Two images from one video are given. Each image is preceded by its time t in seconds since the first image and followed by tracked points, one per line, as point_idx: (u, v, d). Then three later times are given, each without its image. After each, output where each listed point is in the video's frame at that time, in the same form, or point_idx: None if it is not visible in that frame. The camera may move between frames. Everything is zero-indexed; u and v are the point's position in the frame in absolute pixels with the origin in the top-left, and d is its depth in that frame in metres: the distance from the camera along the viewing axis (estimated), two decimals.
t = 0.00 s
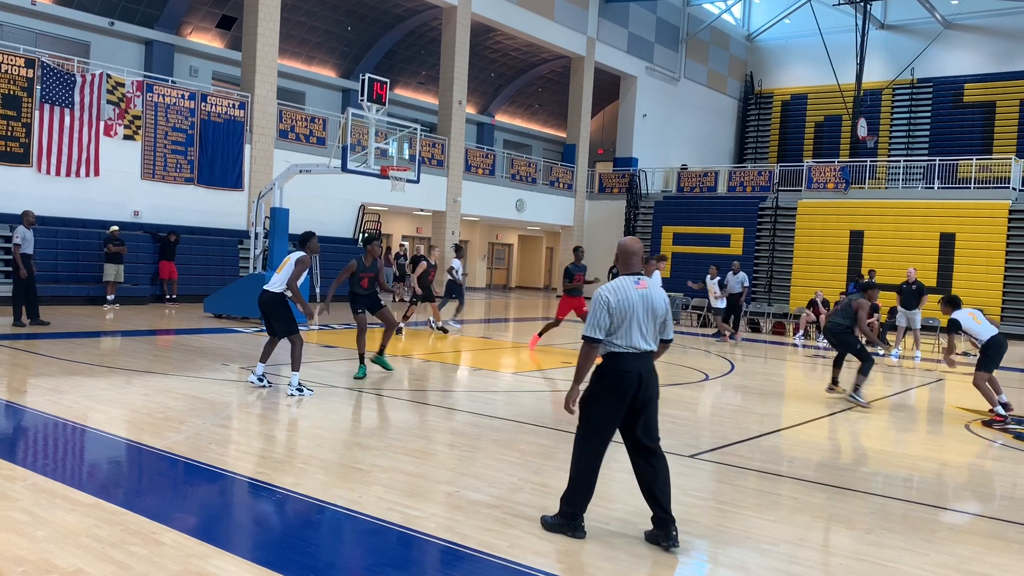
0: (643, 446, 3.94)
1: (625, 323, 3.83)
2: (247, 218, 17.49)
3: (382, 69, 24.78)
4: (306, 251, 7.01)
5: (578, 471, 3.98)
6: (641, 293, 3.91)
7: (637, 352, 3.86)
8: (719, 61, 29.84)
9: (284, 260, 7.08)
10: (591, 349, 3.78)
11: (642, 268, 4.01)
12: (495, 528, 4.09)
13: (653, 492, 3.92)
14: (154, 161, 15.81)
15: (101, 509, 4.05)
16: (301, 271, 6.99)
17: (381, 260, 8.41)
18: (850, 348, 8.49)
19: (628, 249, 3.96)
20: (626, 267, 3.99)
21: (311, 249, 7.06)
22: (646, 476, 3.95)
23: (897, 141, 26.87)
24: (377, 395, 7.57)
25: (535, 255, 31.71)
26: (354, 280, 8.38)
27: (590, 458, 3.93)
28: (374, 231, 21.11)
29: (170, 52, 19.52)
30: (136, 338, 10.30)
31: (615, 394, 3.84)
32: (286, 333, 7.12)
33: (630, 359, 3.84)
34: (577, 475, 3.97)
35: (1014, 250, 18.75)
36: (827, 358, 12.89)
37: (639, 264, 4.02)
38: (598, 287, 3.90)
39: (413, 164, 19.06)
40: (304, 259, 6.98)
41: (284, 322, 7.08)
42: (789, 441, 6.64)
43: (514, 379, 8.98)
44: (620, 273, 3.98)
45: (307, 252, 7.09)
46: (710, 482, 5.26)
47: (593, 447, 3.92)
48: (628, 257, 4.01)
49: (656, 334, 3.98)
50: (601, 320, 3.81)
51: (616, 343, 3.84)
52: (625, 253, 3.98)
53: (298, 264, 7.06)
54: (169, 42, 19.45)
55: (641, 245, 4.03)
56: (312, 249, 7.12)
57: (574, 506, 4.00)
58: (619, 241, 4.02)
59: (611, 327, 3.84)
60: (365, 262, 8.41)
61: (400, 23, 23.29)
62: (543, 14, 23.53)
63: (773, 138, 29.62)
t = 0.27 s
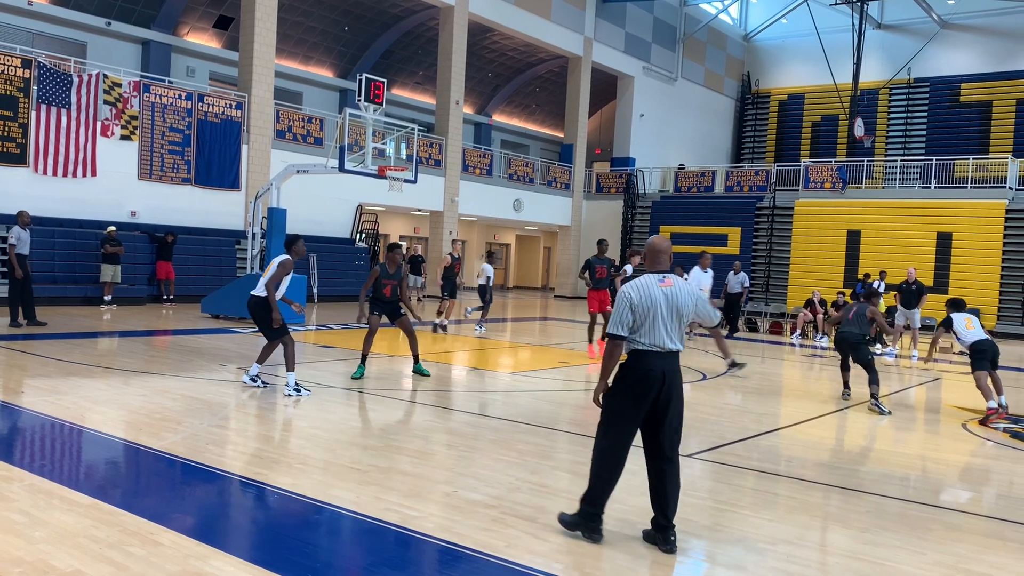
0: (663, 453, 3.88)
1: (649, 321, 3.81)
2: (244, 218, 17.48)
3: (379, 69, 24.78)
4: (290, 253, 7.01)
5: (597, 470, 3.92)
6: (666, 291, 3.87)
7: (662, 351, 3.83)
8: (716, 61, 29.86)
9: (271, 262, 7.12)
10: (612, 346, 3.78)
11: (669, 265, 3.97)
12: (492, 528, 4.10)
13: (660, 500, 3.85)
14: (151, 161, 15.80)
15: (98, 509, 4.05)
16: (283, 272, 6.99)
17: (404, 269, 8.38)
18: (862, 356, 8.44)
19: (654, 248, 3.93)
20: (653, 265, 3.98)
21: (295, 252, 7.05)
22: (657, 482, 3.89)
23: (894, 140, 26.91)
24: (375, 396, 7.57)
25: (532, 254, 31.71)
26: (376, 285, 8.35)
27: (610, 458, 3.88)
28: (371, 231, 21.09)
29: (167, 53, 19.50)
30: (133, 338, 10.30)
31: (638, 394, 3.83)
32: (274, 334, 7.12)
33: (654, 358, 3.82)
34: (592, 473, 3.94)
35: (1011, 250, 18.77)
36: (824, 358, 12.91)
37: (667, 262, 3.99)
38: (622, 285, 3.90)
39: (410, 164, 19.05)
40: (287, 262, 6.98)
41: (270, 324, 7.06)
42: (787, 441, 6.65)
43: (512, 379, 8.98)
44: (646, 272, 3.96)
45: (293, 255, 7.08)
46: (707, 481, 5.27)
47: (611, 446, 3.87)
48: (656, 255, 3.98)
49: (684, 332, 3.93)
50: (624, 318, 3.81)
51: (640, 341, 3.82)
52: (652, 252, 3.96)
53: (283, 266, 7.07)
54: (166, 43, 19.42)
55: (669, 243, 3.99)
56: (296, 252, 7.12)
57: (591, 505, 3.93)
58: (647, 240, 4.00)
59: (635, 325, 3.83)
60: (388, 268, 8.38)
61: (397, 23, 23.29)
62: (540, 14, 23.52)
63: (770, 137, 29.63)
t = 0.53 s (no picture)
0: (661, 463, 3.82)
1: (661, 324, 3.74)
2: (241, 219, 17.46)
3: (376, 69, 24.76)
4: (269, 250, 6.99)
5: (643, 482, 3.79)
6: (680, 294, 3.79)
7: (676, 353, 3.77)
8: (714, 61, 29.89)
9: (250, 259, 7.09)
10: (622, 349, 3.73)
11: (685, 266, 3.88)
12: (490, 528, 4.09)
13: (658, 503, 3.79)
14: (148, 161, 15.78)
15: (95, 510, 4.04)
16: (262, 269, 6.97)
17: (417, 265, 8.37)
18: (845, 341, 8.83)
19: (669, 249, 3.85)
20: (668, 266, 3.89)
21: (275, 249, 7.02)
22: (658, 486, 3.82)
23: (891, 140, 26.95)
24: (373, 396, 7.56)
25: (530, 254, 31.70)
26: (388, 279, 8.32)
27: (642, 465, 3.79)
28: (369, 231, 21.08)
29: (164, 53, 19.48)
30: (130, 339, 10.29)
31: (654, 396, 3.77)
32: (253, 332, 7.14)
33: (667, 360, 3.77)
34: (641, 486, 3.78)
35: (1009, 249, 18.80)
36: (821, 357, 12.93)
37: (682, 263, 3.90)
38: (635, 287, 3.83)
39: (407, 164, 19.05)
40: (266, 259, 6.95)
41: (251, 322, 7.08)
42: (784, 440, 6.65)
43: (510, 379, 8.98)
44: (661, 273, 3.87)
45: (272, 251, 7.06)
46: (704, 481, 5.27)
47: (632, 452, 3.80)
48: (672, 255, 3.88)
49: (698, 333, 3.86)
50: (635, 321, 3.74)
51: (653, 344, 3.76)
52: (667, 252, 3.87)
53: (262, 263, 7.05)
54: (163, 43, 19.40)
55: (685, 244, 3.89)
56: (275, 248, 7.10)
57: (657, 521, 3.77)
58: (663, 239, 3.91)
59: (647, 327, 3.77)
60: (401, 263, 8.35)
61: (394, 23, 23.29)
62: (538, 14, 23.53)
63: (767, 137, 29.66)
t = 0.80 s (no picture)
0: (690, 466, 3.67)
1: (674, 328, 3.60)
2: (238, 218, 17.44)
3: (374, 69, 24.75)
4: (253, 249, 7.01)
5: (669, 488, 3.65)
6: (692, 295, 3.66)
7: (692, 356, 3.63)
8: (711, 61, 29.91)
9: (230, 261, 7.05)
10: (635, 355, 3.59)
11: (692, 268, 3.77)
12: (488, 528, 4.09)
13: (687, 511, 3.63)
14: (145, 161, 15.76)
15: (93, 510, 4.04)
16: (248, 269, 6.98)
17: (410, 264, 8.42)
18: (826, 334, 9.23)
19: (676, 251, 3.74)
20: (675, 268, 3.77)
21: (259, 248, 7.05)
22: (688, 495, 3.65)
23: (888, 140, 26.98)
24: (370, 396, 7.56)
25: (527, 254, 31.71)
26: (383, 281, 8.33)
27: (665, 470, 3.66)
28: (366, 231, 21.07)
29: (161, 53, 19.43)
30: (127, 339, 10.28)
31: (671, 400, 3.63)
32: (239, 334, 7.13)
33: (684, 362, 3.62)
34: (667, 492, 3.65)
35: (1005, 249, 18.82)
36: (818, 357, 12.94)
37: (689, 265, 3.78)
38: (643, 291, 3.69)
39: (405, 164, 19.05)
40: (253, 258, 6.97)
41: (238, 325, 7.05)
42: (781, 440, 6.66)
43: (507, 379, 8.98)
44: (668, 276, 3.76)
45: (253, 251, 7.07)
46: (702, 481, 5.28)
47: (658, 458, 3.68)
48: (678, 258, 3.78)
49: (711, 335, 3.73)
50: (647, 326, 3.60)
51: (667, 348, 3.63)
52: (674, 255, 3.76)
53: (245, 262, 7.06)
54: (160, 42, 19.36)
55: (691, 245, 3.79)
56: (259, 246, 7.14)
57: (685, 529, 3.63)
58: (668, 242, 3.81)
59: (659, 332, 3.63)
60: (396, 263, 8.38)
61: (392, 23, 23.28)
62: (535, 14, 23.53)
63: (765, 137, 29.68)
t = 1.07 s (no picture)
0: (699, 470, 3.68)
1: (690, 329, 3.60)
2: (236, 218, 17.41)
3: (372, 68, 24.74)
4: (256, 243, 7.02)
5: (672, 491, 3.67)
6: (707, 296, 3.66)
7: (707, 359, 3.63)
8: (709, 60, 29.92)
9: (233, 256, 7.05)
10: (652, 357, 3.56)
11: (705, 269, 3.78)
12: (487, 528, 4.09)
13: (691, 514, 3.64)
14: (143, 160, 15.74)
15: (90, 510, 4.03)
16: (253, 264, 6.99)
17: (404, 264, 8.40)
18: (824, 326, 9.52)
19: (690, 251, 3.74)
20: (687, 269, 3.77)
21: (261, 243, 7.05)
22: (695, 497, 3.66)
23: (886, 140, 26.99)
24: (368, 395, 7.55)
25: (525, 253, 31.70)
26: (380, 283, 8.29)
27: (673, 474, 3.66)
28: (364, 230, 21.05)
29: (159, 51, 19.39)
30: (125, 338, 10.26)
31: (685, 404, 3.62)
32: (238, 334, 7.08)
33: (700, 366, 3.62)
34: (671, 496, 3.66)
35: (1004, 248, 18.83)
36: (816, 356, 12.95)
37: (702, 265, 3.79)
38: (657, 291, 3.68)
39: (403, 163, 19.03)
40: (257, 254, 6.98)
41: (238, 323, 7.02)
42: (780, 440, 6.66)
43: (506, 378, 8.97)
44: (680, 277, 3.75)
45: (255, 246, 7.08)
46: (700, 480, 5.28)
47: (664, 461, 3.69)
48: (690, 259, 3.78)
49: (725, 336, 3.74)
50: (663, 326, 3.58)
51: (682, 350, 3.62)
52: (686, 256, 3.76)
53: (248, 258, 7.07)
54: (158, 41, 19.32)
55: (703, 246, 3.79)
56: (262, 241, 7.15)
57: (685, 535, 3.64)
58: (679, 242, 3.80)
59: (674, 333, 3.62)
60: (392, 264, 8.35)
61: (390, 22, 23.27)
62: (533, 13, 23.51)
63: (763, 137, 29.67)
